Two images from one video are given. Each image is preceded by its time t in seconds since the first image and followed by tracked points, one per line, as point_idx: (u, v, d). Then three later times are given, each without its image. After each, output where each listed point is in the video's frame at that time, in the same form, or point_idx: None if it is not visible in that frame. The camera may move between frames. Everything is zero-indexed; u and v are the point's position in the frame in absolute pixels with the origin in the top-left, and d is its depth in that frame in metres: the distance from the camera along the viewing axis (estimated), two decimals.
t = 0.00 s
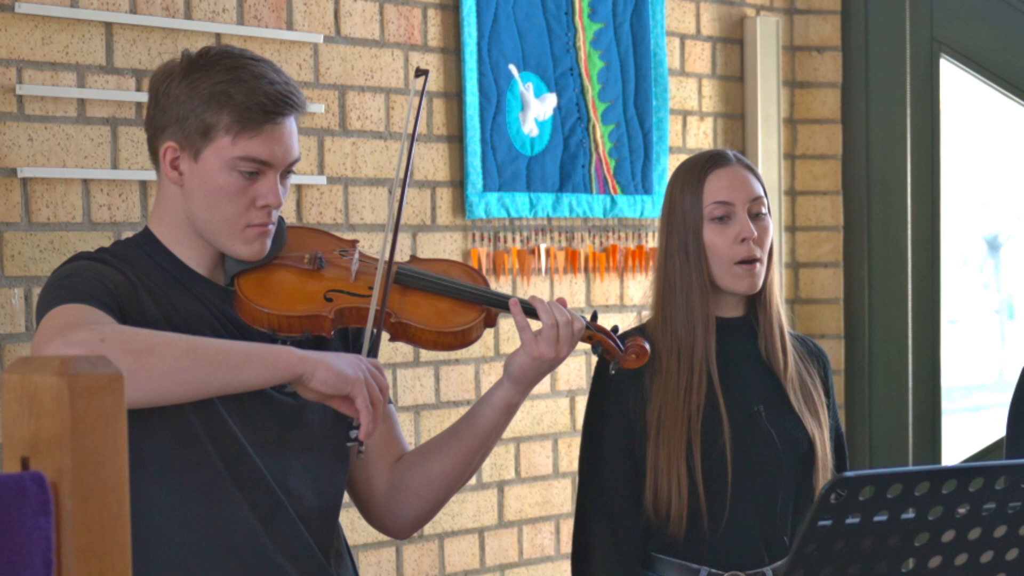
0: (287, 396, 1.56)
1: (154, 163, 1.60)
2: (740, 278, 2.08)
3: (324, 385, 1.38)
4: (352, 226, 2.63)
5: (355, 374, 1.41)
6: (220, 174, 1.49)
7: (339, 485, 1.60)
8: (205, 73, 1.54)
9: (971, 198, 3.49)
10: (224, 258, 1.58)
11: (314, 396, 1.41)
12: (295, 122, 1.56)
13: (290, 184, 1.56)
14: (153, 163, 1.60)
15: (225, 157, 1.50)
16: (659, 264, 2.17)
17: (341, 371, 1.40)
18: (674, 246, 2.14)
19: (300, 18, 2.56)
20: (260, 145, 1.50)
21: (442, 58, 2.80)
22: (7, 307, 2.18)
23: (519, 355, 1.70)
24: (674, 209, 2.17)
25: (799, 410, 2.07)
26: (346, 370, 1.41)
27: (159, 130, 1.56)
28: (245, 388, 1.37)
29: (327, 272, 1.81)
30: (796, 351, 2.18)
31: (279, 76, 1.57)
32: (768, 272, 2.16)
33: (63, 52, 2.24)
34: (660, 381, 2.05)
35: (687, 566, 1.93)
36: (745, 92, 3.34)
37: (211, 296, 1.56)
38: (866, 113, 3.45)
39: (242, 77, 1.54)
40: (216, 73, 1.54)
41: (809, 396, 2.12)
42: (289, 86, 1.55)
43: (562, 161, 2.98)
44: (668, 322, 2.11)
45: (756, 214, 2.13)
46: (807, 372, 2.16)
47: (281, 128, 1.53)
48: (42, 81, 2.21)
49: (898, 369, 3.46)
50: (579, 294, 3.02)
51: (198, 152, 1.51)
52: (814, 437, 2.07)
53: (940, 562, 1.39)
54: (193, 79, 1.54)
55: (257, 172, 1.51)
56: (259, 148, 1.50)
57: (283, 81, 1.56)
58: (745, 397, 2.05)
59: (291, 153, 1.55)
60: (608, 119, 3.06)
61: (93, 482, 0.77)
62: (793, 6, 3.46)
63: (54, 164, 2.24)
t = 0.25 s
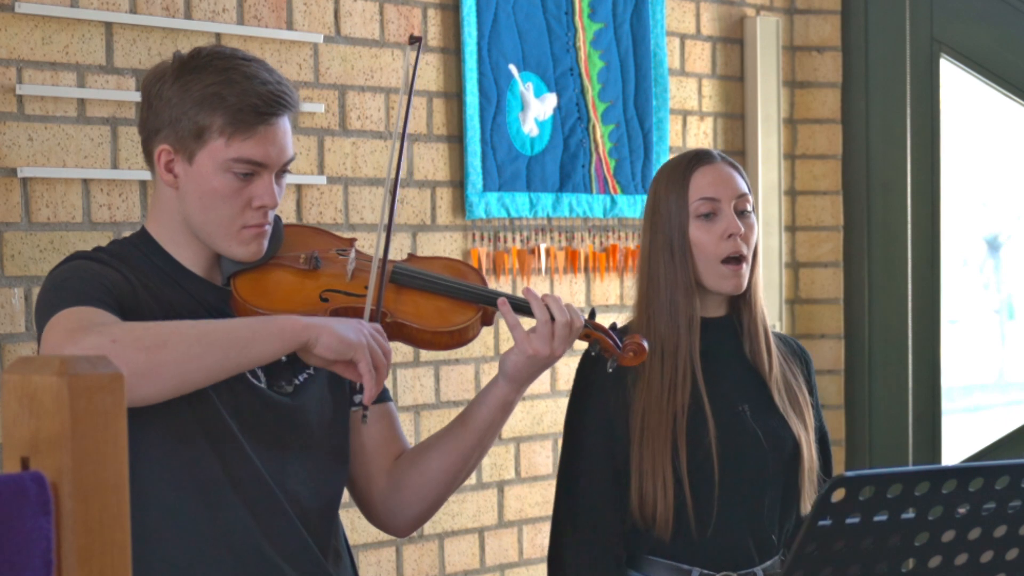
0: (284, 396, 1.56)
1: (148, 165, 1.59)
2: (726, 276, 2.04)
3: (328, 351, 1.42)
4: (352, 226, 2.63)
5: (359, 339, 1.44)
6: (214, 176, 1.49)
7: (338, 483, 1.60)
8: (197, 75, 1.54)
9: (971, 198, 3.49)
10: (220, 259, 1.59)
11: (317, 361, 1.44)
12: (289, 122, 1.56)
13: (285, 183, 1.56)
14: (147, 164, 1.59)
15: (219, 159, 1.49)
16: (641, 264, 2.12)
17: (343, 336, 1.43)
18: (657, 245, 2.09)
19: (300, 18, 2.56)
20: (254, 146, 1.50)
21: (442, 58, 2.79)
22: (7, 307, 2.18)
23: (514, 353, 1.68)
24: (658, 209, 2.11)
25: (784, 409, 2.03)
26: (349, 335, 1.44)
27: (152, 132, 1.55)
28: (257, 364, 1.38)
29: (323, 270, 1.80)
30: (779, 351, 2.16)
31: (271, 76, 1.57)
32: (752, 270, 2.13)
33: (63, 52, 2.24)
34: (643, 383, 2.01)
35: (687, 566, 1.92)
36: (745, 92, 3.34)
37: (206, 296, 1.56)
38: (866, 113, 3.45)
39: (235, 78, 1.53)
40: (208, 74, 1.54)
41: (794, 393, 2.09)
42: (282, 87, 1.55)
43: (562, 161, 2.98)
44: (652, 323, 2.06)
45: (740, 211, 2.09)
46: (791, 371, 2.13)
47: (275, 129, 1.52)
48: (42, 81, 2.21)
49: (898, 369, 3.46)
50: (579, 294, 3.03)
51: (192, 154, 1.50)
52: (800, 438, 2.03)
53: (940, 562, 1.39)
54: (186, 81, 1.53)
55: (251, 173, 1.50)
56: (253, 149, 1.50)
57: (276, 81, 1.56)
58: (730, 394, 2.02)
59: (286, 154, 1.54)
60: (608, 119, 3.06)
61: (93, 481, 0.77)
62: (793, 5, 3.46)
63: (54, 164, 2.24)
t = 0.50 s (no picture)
0: (281, 396, 1.55)
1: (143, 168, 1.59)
2: (717, 277, 2.04)
3: (329, 312, 1.43)
4: (352, 226, 2.63)
5: (359, 298, 1.46)
6: (206, 180, 1.49)
7: (336, 483, 1.60)
8: (188, 78, 1.53)
9: (971, 198, 3.49)
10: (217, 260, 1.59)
11: (322, 326, 1.46)
12: (281, 124, 1.55)
13: (279, 185, 1.56)
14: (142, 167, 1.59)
15: (210, 164, 1.49)
16: (630, 263, 2.10)
17: (344, 296, 1.45)
18: (646, 248, 2.08)
19: (300, 18, 2.56)
20: (246, 150, 1.50)
21: (442, 58, 2.79)
22: (7, 307, 2.18)
23: (509, 348, 1.68)
24: (646, 208, 2.10)
25: (773, 409, 2.04)
26: (349, 294, 1.46)
27: (145, 136, 1.55)
28: (259, 336, 1.38)
29: (320, 271, 1.80)
30: (766, 351, 2.16)
31: (262, 78, 1.56)
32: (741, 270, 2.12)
33: (63, 52, 2.24)
34: (631, 385, 1.99)
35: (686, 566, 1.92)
36: (745, 92, 3.35)
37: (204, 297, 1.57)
38: (866, 112, 3.45)
39: (226, 81, 1.53)
40: (199, 78, 1.53)
41: (781, 392, 2.09)
42: (273, 90, 1.54)
43: (562, 161, 2.98)
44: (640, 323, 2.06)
45: (731, 210, 2.08)
46: (778, 370, 2.13)
47: (266, 132, 1.52)
48: (42, 81, 2.21)
49: (898, 369, 3.46)
50: (580, 294, 3.03)
51: (184, 158, 1.50)
52: (788, 439, 2.04)
53: (940, 562, 1.39)
54: (177, 85, 1.53)
55: (243, 177, 1.50)
56: (245, 153, 1.50)
57: (267, 84, 1.55)
58: (719, 395, 2.02)
59: (278, 156, 1.54)
60: (608, 119, 3.06)
61: (94, 482, 0.77)
62: (793, 5, 3.46)
63: (54, 164, 2.24)
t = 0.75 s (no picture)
0: (279, 396, 1.56)
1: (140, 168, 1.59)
2: (717, 274, 2.04)
3: (321, 331, 1.42)
4: (352, 226, 2.63)
5: (352, 319, 1.45)
6: (206, 179, 1.49)
7: (336, 484, 1.60)
8: (186, 78, 1.53)
9: (971, 198, 3.49)
10: (215, 260, 1.59)
11: (315, 348, 1.44)
12: (279, 123, 1.56)
13: (277, 184, 1.56)
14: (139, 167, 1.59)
15: (210, 163, 1.49)
16: (623, 266, 2.10)
17: (336, 316, 1.43)
18: (640, 250, 2.07)
19: (300, 18, 2.56)
20: (245, 149, 1.50)
21: (442, 58, 2.80)
22: (8, 307, 2.18)
23: (511, 349, 1.68)
24: (639, 210, 2.09)
25: (768, 409, 2.05)
26: (342, 314, 1.44)
27: (143, 136, 1.54)
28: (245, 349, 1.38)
29: (318, 271, 1.81)
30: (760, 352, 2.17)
31: (261, 77, 1.56)
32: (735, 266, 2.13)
33: (63, 52, 2.24)
34: (629, 388, 1.99)
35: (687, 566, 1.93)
36: (745, 92, 3.35)
37: (202, 297, 1.56)
38: (866, 112, 3.45)
39: (225, 80, 1.53)
40: (197, 77, 1.53)
41: (774, 396, 2.11)
42: (272, 89, 1.54)
43: (562, 161, 2.98)
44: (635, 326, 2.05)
45: (725, 207, 2.09)
46: (771, 374, 2.14)
47: (265, 131, 1.52)
48: (42, 81, 2.21)
49: (898, 369, 3.46)
50: (580, 294, 3.03)
51: (183, 158, 1.50)
52: (782, 440, 2.05)
53: (940, 561, 1.39)
54: (175, 84, 1.53)
55: (243, 176, 1.50)
56: (244, 152, 1.50)
57: (266, 82, 1.56)
58: (715, 399, 2.03)
59: (277, 154, 1.54)
60: (608, 119, 3.06)
61: (93, 482, 0.77)
62: (793, 5, 3.46)
63: (54, 164, 2.24)
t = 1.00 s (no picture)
0: (278, 397, 1.55)
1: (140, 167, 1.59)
2: (713, 275, 2.04)
3: (305, 361, 1.37)
4: (352, 226, 2.63)
5: (338, 349, 1.38)
6: (207, 177, 1.49)
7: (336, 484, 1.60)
8: (187, 76, 1.53)
9: (971, 198, 3.49)
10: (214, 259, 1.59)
11: (303, 379, 1.39)
12: (280, 122, 1.55)
13: (277, 183, 1.56)
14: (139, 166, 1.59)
15: (211, 161, 1.49)
16: (619, 267, 2.09)
17: (321, 345, 1.38)
18: (636, 251, 2.07)
19: (300, 18, 2.56)
20: (246, 147, 1.50)
21: (442, 58, 2.80)
22: (7, 307, 2.17)
23: (509, 346, 1.69)
24: (634, 212, 2.09)
25: (764, 407, 2.07)
26: (328, 344, 1.39)
27: (143, 135, 1.54)
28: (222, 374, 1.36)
29: (318, 270, 1.80)
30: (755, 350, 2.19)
31: (261, 76, 1.56)
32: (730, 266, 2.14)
33: (63, 52, 2.24)
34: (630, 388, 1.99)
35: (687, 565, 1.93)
36: (745, 92, 3.35)
37: (201, 296, 1.56)
38: (866, 112, 3.45)
39: (226, 79, 1.53)
40: (198, 76, 1.53)
41: (769, 395, 2.12)
42: (273, 87, 1.54)
43: (562, 161, 2.98)
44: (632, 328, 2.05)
45: (721, 208, 2.10)
46: (766, 371, 2.16)
47: (266, 129, 1.52)
48: (42, 81, 2.21)
49: (898, 369, 3.46)
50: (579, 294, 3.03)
51: (183, 156, 1.50)
52: (778, 438, 2.06)
53: (940, 562, 1.39)
54: (176, 82, 1.53)
55: (244, 174, 1.50)
56: (245, 151, 1.50)
57: (266, 81, 1.56)
58: (717, 401, 2.04)
59: (277, 153, 1.54)
60: (608, 119, 3.06)
61: (93, 482, 0.77)
62: (793, 6, 3.46)
63: (54, 164, 2.24)
